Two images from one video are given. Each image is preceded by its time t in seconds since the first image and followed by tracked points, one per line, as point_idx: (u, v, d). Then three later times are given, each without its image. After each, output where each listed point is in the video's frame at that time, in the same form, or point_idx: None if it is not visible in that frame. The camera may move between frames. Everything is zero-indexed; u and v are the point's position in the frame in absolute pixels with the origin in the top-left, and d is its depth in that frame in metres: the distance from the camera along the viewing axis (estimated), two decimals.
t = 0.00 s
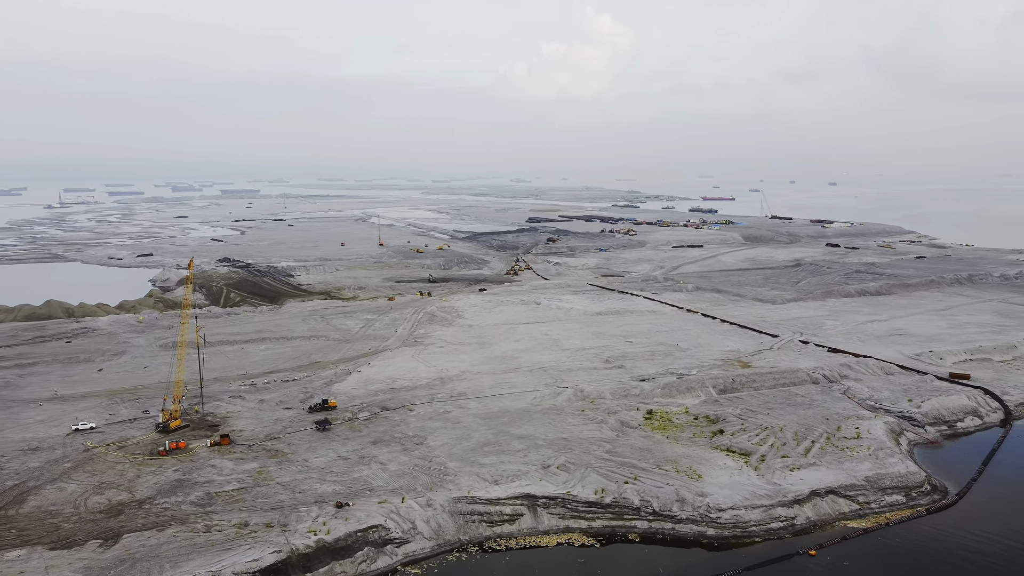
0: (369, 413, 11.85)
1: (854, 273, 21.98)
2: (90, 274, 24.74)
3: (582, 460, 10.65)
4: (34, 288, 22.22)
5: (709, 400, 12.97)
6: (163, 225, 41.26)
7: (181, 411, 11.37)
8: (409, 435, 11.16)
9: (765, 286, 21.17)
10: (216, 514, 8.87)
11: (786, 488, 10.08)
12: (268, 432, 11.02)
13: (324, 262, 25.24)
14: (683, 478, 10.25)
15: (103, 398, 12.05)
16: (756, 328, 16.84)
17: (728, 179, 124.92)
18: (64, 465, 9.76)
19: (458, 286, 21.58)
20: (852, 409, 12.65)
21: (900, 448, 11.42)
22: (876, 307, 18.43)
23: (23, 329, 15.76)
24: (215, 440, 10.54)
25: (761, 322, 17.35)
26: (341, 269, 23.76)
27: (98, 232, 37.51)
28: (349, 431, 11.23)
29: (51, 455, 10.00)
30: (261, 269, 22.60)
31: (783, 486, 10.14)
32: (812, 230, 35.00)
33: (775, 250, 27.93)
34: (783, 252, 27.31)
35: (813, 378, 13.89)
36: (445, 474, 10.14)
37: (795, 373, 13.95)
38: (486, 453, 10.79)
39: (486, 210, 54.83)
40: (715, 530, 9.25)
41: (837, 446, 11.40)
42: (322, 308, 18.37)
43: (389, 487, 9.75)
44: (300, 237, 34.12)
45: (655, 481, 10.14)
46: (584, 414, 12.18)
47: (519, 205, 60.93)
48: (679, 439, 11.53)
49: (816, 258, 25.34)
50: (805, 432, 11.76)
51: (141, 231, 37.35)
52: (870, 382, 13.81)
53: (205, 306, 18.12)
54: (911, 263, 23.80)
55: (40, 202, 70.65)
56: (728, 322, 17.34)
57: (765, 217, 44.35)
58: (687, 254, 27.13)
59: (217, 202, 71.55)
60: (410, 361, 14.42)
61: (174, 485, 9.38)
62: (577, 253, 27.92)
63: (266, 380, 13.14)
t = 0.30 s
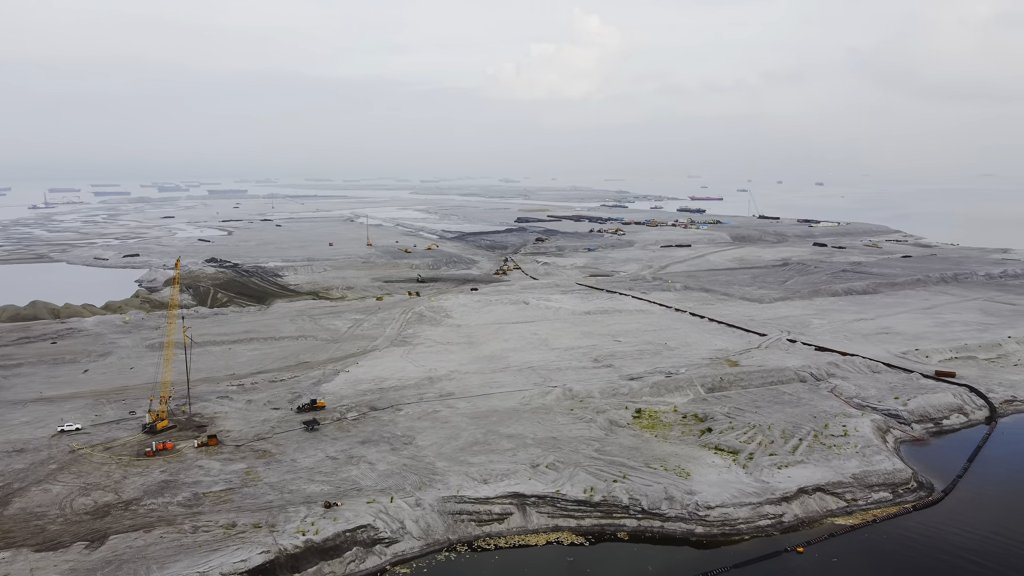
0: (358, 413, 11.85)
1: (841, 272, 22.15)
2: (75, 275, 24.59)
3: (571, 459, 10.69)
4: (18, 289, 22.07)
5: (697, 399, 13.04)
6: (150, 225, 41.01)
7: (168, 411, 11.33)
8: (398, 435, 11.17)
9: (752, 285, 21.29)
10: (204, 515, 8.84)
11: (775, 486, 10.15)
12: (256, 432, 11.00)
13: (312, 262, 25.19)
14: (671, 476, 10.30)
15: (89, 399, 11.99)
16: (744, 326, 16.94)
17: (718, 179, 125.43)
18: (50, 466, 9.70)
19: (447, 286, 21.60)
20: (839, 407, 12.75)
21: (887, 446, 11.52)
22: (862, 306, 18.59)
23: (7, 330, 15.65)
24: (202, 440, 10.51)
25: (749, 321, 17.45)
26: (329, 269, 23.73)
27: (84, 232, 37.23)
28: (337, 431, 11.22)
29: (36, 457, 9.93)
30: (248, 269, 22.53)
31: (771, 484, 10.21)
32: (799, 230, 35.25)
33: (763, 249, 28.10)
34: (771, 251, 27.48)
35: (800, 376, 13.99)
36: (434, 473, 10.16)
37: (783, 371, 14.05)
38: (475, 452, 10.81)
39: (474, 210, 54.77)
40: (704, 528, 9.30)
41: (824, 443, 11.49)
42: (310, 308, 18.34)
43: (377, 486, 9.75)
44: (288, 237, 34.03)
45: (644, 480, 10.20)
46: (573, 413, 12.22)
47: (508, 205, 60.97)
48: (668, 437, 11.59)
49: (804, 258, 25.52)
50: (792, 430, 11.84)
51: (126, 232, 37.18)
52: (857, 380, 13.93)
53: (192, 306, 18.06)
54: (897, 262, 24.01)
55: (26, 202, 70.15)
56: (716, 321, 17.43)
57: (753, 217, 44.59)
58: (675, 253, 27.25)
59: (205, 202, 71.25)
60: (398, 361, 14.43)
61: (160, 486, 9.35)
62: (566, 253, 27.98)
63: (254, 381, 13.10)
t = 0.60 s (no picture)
0: (344, 413, 11.84)
1: (825, 271, 22.34)
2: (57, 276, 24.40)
3: (558, 458, 10.73)
4: None
5: (684, 397, 13.12)
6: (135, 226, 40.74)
7: (152, 412, 11.28)
8: (385, 435, 11.17)
9: (738, 285, 21.43)
10: (189, 515, 8.82)
11: (760, 483, 10.24)
12: (242, 433, 10.97)
13: (298, 262, 25.12)
14: (658, 475, 10.36)
15: (72, 400, 11.91)
16: (730, 325, 17.05)
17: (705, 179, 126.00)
18: (32, 468, 9.64)
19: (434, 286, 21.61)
20: (823, 405, 12.87)
21: (872, 443, 11.64)
22: (847, 304, 18.77)
23: None
24: (187, 441, 10.47)
25: (735, 320, 17.57)
26: (315, 269, 23.68)
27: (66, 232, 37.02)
28: (323, 431, 11.21)
29: (18, 459, 9.87)
30: (233, 269, 22.44)
31: (756, 481, 10.29)
32: (784, 229, 35.53)
33: (748, 249, 28.30)
34: (756, 251, 27.67)
35: (786, 374, 14.10)
36: (421, 473, 10.17)
37: (768, 369, 14.16)
38: (461, 451, 10.83)
39: (461, 210, 54.76)
40: (690, 526, 9.36)
41: (809, 441, 11.59)
42: (296, 308, 18.29)
43: (364, 486, 9.75)
44: (273, 237, 33.91)
45: (630, 478, 10.25)
46: (560, 412, 12.27)
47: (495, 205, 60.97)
48: (654, 435, 11.66)
49: (789, 257, 25.72)
50: (778, 428, 11.94)
51: (110, 232, 36.96)
52: (841, 378, 14.06)
53: (177, 307, 17.97)
54: (881, 261, 24.25)
55: (9, 202, 69.49)
56: (702, 320, 17.54)
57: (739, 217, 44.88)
58: (662, 253, 27.38)
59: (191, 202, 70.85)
60: (385, 360, 14.43)
61: (145, 487, 9.31)
62: (554, 253, 28.04)
63: (240, 381, 13.06)
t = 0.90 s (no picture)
0: (327, 414, 11.83)
1: (807, 270, 22.57)
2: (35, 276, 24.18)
3: (542, 457, 10.78)
4: None
5: (667, 396, 13.22)
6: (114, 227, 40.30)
7: (133, 414, 11.21)
8: (368, 435, 11.17)
9: (721, 284, 21.60)
10: (170, 517, 8.78)
11: (743, 480, 10.34)
12: (223, 434, 10.93)
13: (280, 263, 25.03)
14: (641, 473, 10.44)
15: (51, 402, 11.80)
16: (712, 324, 17.19)
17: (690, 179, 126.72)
18: (10, 471, 9.55)
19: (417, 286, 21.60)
20: (805, 403, 13.01)
21: (853, 440, 11.79)
22: (828, 303, 18.97)
23: None
24: (168, 443, 10.42)
25: (717, 318, 17.72)
26: (298, 269, 23.61)
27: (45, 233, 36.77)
28: (306, 432, 11.20)
29: None
30: (215, 270, 22.32)
31: (738, 479, 10.39)
32: (766, 229, 35.83)
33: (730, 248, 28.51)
34: (739, 250, 27.89)
35: (768, 372, 14.25)
36: (405, 473, 10.17)
37: (751, 367, 14.29)
38: (445, 451, 10.85)
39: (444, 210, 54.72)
40: (674, 523, 9.44)
41: (791, 438, 11.71)
42: (278, 309, 18.22)
43: (347, 487, 9.74)
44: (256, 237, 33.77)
45: (614, 476, 10.32)
46: (544, 411, 12.32)
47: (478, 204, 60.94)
48: (638, 434, 11.74)
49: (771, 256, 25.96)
50: (760, 426, 12.06)
51: (89, 232, 36.71)
52: (823, 376, 14.23)
53: (158, 307, 17.85)
54: (862, 260, 24.53)
55: None
56: (686, 318, 17.67)
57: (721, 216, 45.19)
58: (645, 253, 27.53)
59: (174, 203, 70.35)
60: (368, 360, 14.42)
61: (125, 489, 9.26)
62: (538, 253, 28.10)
63: (222, 382, 13.00)
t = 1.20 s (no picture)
0: (305, 415, 11.79)
1: (781, 269, 22.88)
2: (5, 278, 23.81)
3: (520, 456, 10.84)
4: None
5: (644, 394, 13.34)
6: (85, 228, 39.68)
7: (105, 417, 11.10)
8: (346, 436, 11.15)
9: (697, 283, 21.82)
10: (144, 520, 8.71)
11: (720, 477, 10.47)
12: (198, 436, 10.86)
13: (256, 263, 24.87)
14: (619, 471, 10.53)
15: (21, 405, 11.63)
16: (689, 323, 17.38)
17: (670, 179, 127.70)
18: None
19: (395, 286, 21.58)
20: (781, 400, 13.19)
21: (828, 436, 11.98)
22: (803, 301, 19.25)
23: None
24: (142, 446, 10.33)
25: (694, 317, 17.90)
26: (274, 270, 23.47)
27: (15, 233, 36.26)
28: (283, 433, 11.16)
29: None
30: (189, 271, 22.11)
31: (715, 476, 10.52)
32: (742, 228, 36.20)
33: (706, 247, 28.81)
34: (715, 249, 28.18)
35: (744, 370, 14.44)
36: (383, 474, 10.18)
37: (727, 366, 14.47)
38: (423, 451, 10.87)
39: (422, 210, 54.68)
40: (651, 521, 9.53)
41: (767, 435, 11.88)
42: (253, 310, 18.10)
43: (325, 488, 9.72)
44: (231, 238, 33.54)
45: (592, 475, 10.40)
46: (522, 410, 12.39)
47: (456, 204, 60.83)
48: (616, 432, 11.84)
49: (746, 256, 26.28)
50: (737, 423, 12.22)
51: (61, 233, 36.28)
52: (798, 374, 14.45)
53: (132, 309, 17.66)
54: (836, 259, 24.92)
55: None
56: (663, 318, 17.83)
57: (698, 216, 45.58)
58: (622, 252, 27.71)
59: (149, 204, 69.55)
60: (346, 361, 14.39)
61: (98, 493, 9.16)
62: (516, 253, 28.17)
63: (197, 384, 12.91)
